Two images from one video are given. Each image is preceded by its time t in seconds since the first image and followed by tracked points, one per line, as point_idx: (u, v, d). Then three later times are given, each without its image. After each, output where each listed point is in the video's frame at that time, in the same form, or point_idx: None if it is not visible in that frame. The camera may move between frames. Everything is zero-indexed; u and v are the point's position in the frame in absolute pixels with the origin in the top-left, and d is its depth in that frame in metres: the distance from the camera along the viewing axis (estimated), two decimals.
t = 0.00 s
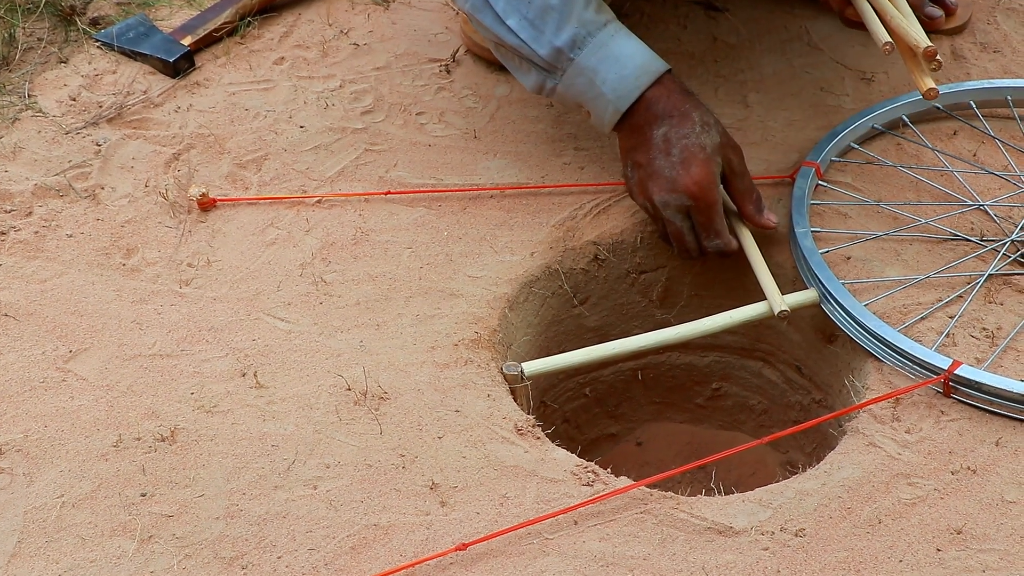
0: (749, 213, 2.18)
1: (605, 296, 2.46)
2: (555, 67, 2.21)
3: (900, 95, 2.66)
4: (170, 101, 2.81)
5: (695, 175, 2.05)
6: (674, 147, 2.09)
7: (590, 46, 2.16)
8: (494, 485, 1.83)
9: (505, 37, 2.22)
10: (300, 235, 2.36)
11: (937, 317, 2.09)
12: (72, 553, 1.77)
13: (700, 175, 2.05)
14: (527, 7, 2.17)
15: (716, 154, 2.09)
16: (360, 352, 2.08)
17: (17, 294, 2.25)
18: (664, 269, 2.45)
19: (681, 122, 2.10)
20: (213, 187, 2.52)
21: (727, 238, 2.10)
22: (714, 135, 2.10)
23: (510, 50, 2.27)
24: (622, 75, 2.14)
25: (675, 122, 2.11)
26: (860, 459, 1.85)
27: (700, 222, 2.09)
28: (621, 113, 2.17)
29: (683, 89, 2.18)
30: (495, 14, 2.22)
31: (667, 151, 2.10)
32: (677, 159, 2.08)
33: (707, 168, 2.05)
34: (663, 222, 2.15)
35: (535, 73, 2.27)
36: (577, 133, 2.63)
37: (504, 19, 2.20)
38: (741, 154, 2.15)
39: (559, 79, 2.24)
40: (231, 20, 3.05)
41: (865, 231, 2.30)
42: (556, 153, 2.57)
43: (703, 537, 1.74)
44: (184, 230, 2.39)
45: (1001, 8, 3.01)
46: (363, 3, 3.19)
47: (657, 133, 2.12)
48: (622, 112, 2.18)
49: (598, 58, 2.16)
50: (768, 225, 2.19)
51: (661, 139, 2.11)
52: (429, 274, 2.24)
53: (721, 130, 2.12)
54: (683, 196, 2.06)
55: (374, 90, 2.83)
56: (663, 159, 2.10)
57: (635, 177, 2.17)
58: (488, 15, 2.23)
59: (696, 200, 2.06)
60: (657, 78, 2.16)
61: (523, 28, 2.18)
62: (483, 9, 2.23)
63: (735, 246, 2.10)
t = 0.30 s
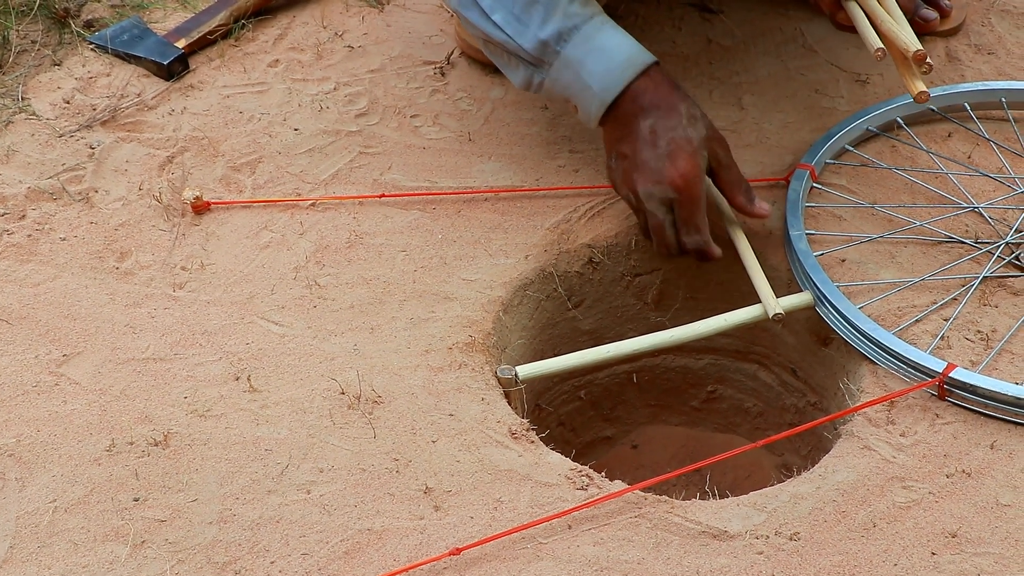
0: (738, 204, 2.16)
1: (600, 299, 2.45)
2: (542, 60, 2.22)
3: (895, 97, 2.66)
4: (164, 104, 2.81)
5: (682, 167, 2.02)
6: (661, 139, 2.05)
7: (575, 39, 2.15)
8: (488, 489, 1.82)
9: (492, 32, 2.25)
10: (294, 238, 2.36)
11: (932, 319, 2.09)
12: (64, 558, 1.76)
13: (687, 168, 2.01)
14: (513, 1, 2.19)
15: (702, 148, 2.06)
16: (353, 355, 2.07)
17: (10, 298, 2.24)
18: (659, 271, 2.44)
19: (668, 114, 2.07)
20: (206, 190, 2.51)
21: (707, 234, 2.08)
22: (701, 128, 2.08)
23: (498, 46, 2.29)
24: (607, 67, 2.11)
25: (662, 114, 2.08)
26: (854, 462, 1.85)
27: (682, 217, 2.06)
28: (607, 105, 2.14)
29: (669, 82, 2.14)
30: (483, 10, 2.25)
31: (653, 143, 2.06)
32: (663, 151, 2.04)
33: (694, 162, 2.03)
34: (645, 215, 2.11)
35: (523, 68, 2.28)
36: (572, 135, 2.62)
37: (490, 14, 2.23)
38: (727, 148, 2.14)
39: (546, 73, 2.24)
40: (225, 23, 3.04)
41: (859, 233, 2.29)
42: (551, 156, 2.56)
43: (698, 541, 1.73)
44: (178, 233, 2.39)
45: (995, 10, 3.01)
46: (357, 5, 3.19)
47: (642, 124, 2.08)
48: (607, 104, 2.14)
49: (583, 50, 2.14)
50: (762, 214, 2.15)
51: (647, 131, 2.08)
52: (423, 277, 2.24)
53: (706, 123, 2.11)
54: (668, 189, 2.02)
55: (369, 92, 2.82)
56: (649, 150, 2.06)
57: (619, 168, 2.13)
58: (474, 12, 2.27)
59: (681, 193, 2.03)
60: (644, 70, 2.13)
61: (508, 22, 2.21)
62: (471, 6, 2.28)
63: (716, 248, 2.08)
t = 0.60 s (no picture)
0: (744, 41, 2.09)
1: (597, 300, 2.45)
2: None
3: (891, 96, 2.66)
4: (160, 106, 2.80)
5: None
6: (638, 13, 2.15)
7: None
8: (485, 490, 1.82)
9: None
10: (290, 240, 2.35)
11: (929, 319, 2.09)
12: (61, 561, 1.76)
13: (665, 33, 2.10)
14: None
15: None
16: (350, 357, 2.07)
17: (5, 301, 2.24)
18: (655, 272, 2.43)
19: None
20: (202, 192, 2.51)
21: (733, 58, 2.09)
22: None
23: None
24: None
25: None
26: (851, 462, 1.85)
27: (697, 65, 2.14)
28: None
29: None
30: None
31: (633, 20, 2.17)
32: (643, 26, 2.15)
33: (671, 23, 2.09)
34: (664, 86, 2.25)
35: None
36: (568, 136, 2.62)
37: None
38: None
39: None
40: (220, 24, 3.04)
41: (856, 233, 2.29)
42: (547, 156, 2.56)
43: (695, 542, 1.73)
44: (173, 235, 2.38)
45: (990, 9, 3.01)
46: (353, 6, 3.19)
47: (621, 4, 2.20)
48: None
49: None
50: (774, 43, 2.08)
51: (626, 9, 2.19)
52: (420, 279, 2.24)
53: None
54: (659, 61, 2.17)
55: (365, 93, 2.82)
56: None
57: None
58: None
59: (673, 54, 2.13)
60: None
61: None
62: None
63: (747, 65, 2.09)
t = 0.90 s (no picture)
0: (676, 209, 2.03)
1: (596, 302, 2.47)
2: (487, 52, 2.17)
3: (889, 99, 2.66)
4: (159, 108, 2.80)
5: (619, 167, 1.87)
6: (599, 137, 1.93)
7: (516, 29, 2.09)
8: (484, 492, 1.82)
9: (438, 20, 2.21)
10: (290, 242, 2.35)
11: (928, 321, 2.09)
12: (60, 563, 1.76)
13: (623, 166, 1.87)
14: None
15: (645, 143, 1.91)
16: (349, 359, 2.07)
17: (4, 303, 2.24)
18: (655, 274, 2.47)
19: (603, 109, 1.95)
20: (201, 194, 2.51)
21: (665, 220, 1.94)
22: (642, 122, 1.93)
23: (446, 36, 2.26)
24: (548, 58, 2.02)
25: (601, 109, 1.95)
26: (851, 464, 1.85)
27: (632, 213, 1.92)
28: (547, 99, 2.05)
29: (614, 74, 2.03)
30: None
31: (592, 141, 1.94)
32: (602, 149, 1.91)
33: (632, 157, 1.87)
34: (593, 215, 1.99)
35: (471, 60, 2.24)
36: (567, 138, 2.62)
37: (437, 3, 2.21)
38: (671, 145, 1.98)
39: (492, 65, 2.19)
40: (219, 26, 3.04)
41: (854, 235, 2.29)
42: (546, 159, 2.56)
43: (694, 544, 1.73)
44: (172, 238, 2.38)
45: (988, 12, 3.01)
46: (351, 9, 3.19)
47: (583, 121, 1.97)
48: (549, 98, 2.05)
49: (525, 41, 2.07)
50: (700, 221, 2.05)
51: (587, 128, 1.96)
52: (418, 281, 2.23)
53: (651, 120, 1.97)
54: (607, 189, 1.90)
55: (363, 96, 2.82)
56: (588, 149, 1.94)
57: (563, 170, 2.02)
58: None
59: (620, 194, 1.89)
60: (585, 61, 2.02)
61: (454, 10, 2.18)
62: None
63: (674, 231, 1.94)
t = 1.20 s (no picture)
0: (676, 233, 2.13)
1: (598, 301, 2.47)
2: (495, 74, 2.24)
3: (892, 98, 2.66)
4: (161, 108, 2.80)
5: (625, 198, 2.01)
6: (607, 166, 2.06)
7: (526, 54, 2.18)
8: (487, 490, 1.82)
9: (448, 41, 2.26)
10: (292, 241, 2.35)
11: (930, 320, 2.09)
12: (63, 561, 1.76)
13: (629, 197, 2.00)
14: (468, 11, 2.20)
15: (649, 173, 2.05)
16: (351, 358, 2.07)
17: (7, 302, 2.24)
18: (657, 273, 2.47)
19: (611, 139, 2.08)
20: (203, 193, 2.51)
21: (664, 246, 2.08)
22: (647, 153, 2.06)
23: (454, 55, 2.31)
24: (557, 85, 2.14)
25: (608, 139, 2.08)
26: (853, 463, 1.85)
27: (634, 239, 2.06)
28: (554, 124, 2.17)
29: (620, 104, 2.16)
30: (439, 18, 2.26)
31: (599, 169, 2.07)
32: (609, 180, 2.04)
33: (638, 190, 2.01)
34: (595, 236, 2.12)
35: (479, 80, 2.29)
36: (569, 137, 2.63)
37: (446, 24, 2.25)
38: (671, 174, 2.12)
39: (500, 86, 2.25)
40: (221, 26, 3.04)
41: (857, 234, 2.29)
42: (548, 158, 2.57)
43: (697, 543, 1.73)
44: (175, 237, 2.38)
45: (991, 11, 3.01)
46: (353, 8, 3.19)
47: (590, 149, 2.09)
48: (557, 123, 2.17)
49: (534, 66, 2.17)
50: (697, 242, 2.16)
51: (593, 156, 2.09)
52: (421, 280, 2.24)
53: (654, 150, 2.10)
54: (613, 217, 2.03)
55: (365, 95, 2.82)
56: (595, 177, 2.07)
57: (568, 192, 2.14)
58: (432, 18, 2.28)
59: (624, 222, 2.03)
60: (594, 91, 2.16)
61: (464, 31, 2.22)
62: (428, 11, 2.28)
63: (672, 257, 2.08)
